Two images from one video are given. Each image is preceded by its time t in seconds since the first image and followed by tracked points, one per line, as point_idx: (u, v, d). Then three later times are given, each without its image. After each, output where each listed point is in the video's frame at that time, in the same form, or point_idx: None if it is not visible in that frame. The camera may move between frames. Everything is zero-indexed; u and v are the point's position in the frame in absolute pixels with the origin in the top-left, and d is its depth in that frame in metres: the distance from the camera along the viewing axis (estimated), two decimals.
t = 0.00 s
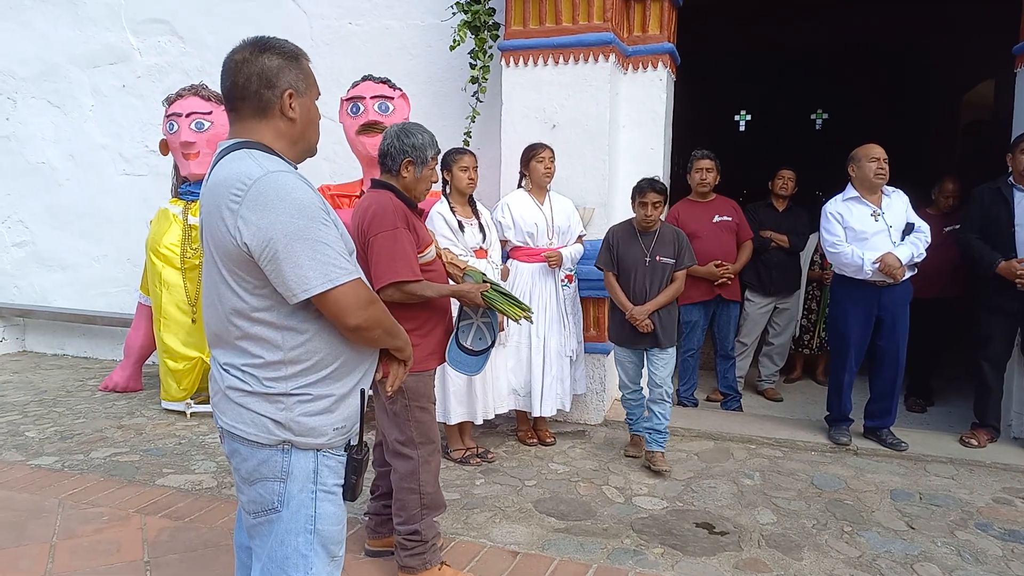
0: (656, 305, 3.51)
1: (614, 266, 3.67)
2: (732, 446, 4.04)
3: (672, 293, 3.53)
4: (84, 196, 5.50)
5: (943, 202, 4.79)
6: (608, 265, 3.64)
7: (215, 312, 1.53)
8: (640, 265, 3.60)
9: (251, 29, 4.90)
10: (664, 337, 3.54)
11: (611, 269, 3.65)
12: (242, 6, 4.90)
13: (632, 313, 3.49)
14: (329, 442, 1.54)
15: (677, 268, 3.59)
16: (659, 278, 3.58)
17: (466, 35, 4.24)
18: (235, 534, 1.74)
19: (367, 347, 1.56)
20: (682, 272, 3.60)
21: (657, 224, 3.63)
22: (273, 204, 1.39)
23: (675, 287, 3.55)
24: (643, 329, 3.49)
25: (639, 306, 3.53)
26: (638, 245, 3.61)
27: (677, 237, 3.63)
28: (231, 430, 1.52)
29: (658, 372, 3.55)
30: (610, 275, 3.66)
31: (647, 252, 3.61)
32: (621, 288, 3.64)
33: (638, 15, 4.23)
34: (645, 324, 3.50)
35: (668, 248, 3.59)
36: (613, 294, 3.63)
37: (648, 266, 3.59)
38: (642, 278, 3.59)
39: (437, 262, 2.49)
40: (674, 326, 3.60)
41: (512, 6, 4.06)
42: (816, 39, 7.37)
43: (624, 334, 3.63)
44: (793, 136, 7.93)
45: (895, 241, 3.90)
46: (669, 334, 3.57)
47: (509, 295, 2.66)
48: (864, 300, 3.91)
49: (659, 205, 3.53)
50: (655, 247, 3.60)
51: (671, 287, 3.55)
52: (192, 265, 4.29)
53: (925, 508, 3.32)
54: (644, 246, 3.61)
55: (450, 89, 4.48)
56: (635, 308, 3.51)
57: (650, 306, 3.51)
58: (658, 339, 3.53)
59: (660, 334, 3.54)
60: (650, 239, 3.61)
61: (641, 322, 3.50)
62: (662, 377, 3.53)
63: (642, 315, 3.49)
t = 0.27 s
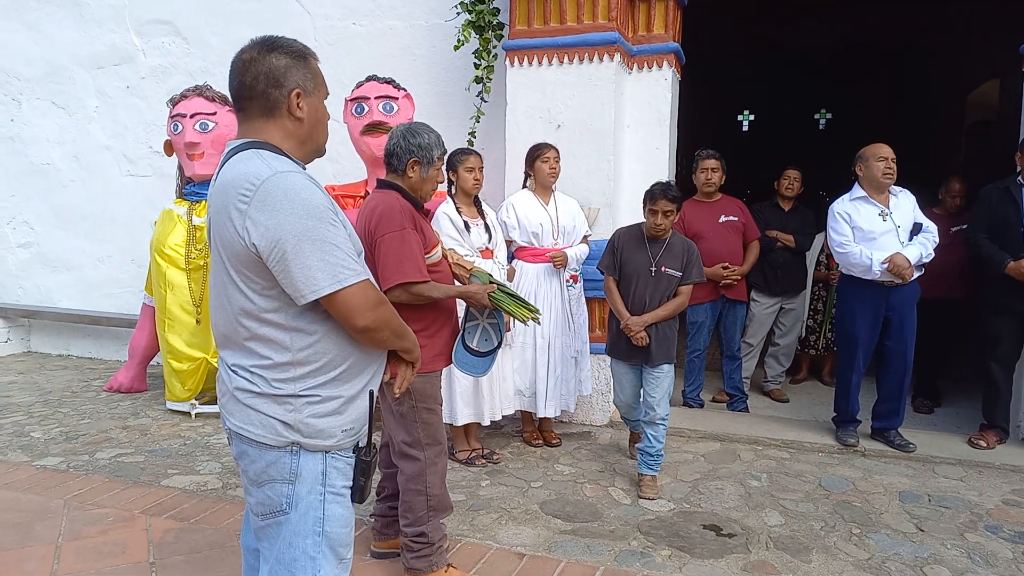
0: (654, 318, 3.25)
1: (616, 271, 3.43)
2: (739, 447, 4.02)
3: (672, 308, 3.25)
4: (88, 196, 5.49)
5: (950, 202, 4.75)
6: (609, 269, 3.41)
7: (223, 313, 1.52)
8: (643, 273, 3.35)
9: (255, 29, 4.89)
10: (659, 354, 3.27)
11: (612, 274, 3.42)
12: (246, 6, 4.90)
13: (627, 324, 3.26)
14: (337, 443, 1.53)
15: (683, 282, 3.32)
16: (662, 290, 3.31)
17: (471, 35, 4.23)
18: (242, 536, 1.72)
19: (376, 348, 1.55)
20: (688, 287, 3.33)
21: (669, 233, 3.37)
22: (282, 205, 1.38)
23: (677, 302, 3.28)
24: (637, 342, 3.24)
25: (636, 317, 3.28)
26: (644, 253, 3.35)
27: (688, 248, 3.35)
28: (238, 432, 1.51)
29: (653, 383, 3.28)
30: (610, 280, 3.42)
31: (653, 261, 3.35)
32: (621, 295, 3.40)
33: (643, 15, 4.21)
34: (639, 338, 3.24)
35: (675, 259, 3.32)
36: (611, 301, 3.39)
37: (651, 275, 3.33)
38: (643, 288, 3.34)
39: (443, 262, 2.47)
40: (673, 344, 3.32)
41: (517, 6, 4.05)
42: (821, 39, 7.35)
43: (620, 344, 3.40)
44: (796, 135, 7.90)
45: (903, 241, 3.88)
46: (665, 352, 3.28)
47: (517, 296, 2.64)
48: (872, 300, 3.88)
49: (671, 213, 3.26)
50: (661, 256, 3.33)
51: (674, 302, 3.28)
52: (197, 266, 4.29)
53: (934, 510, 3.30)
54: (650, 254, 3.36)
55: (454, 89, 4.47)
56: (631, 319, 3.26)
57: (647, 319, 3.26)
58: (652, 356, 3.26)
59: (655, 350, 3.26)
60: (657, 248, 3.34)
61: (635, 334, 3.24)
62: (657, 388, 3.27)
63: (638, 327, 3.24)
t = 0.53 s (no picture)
0: (659, 321, 3.08)
1: (614, 271, 3.22)
2: (743, 448, 4.01)
3: (677, 308, 3.10)
4: (91, 197, 5.50)
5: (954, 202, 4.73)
6: (606, 270, 3.21)
7: (227, 313, 1.52)
8: (644, 273, 3.17)
9: (258, 30, 4.90)
10: (665, 358, 3.12)
11: (610, 274, 3.22)
12: (249, 7, 4.90)
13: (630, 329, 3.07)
14: (341, 445, 1.53)
15: (685, 280, 3.16)
16: (665, 290, 3.15)
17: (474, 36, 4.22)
18: (247, 536, 1.72)
19: (379, 350, 1.54)
20: (690, 285, 3.18)
21: (667, 227, 3.20)
22: (285, 206, 1.38)
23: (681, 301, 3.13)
24: (642, 347, 3.06)
25: (640, 320, 3.09)
26: (643, 250, 3.17)
27: (688, 244, 3.19)
28: (243, 433, 1.51)
29: (658, 383, 3.17)
30: (609, 280, 3.22)
31: (652, 258, 3.17)
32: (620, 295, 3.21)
33: (646, 16, 4.21)
34: (644, 342, 3.07)
35: (676, 256, 3.16)
36: (610, 303, 3.19)
37: (652, 274, 3.16)
38: (645, 288, 3.15)
39: (445, 263, 2.47)
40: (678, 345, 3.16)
41: (520, 6, 4.04)
42: (824, 39, 7.33)
43: (616, 350, 3.18)
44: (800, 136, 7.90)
45: (907, 241, 3.87)
46: (670, 356, 3.14)
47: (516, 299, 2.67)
48: (876, 300, 3.87)
49: (669, 206, 3.10)
50: (662, 253, 3.16)
51: (677, 301, 3.13)
52: (200, 266, 4.29)
53: (939, 511, 3.29)
54: (650, 252, 3.17)
55: (457, 89, 4.47)
56: (634, 322, 3.07)
57: (652, 321, 3.08)
58: (658, 360, 3.10)
59: (661, 353, 3.11)
60: (657, 244, 3.17)
61: (640, 339, 3.06)
62: (663, 387, 3.16)
63: (642, 331, 3.06)
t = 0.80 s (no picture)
0: (657, 336, 2.85)
1: (601, 287, 2.92)
2: (749, 448, 4.00)
3: (673, 321, 2.89)
4: (98, 198, 5.52)
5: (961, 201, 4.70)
6: (592, 286, 2.90)
7: (232, 314, 1.52)
8: (633, 285, 2.91)
9: (263, 30, 4.90)
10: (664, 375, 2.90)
11: (597, 291, 2.91)
12: (254, 8, 4.91)
13: (629, 348, 2.81)
14: (346, 445, 1.53)
15: (676, 289, 2.94)
16: (657, 301, 2.92)
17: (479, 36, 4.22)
18: (253, 536, 1.72)
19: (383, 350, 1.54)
20: (680, 293, 2.96)
21: (648, 233, 2.94)
22: (288, 207, 1.38)
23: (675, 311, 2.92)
24: (643, 366, 2.82)
25: (636, 338, 2.84)
26: (630, 261, 2.90)
27: (673, 249, 2.96)
28: (248, 433, 1.51)
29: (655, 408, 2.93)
30: (596, 297, 2.92)
31: (640, 268, 2.91)
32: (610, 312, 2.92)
33: (651, 15, 4.20)
34: (644, 361, 2.82)
35: (665, 264, 2.93)
36: (601, 322, 2.89)
37: (642, 286, 2.91)
38: (637, 302, 2.90)
39: (446, 265, 2.47)
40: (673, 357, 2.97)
41: (525, 6, 4.04)
42: (829, 39, 7.31)
43: (608, 373, 2.90)
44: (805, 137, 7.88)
45: (912, 240, 3.85)
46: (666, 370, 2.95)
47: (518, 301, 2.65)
48: (881, 300, 3.85)
49: (652, 211, 2.85)
50: (650, 262, 2.91)
51: (672, 313, 2.91)
52: (206, 266, 4.29)
53: (946, 512, 3.27)
54: (637, 262, 2.91)
55: (462, 89, 4.47)
56: (632, 341, 2.82)
57: (649, 337, 2.84)
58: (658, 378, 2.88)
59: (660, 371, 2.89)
60: (642, 253, 2.91)
61: (640, 358, 2.82)
62: (661, 413, 2.93)
63: (641, 349, 2.81)
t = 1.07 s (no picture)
0: (648, 336, 2.62)
1: (587, 285, 2.73)
2: (753, 449, 3.99)
3: (666, 318, 2.64)
4: (105, 199, 5.55)
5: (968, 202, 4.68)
6: (576, 286, 2.72)
7: (236, 314, 1.53)
8: (620, 282, 2.70)
9: (268, 31, 4.92)
10: (659, 377, 2.66)
11: (583, 289, 2.72)
12: (260, 9, 4.93)
13: (617, 351, 2.61)
14: (349, 445, 1.53)
15: (669, 284, 2.70)
16: (647, 298, 2.69)
17: (484, 37, 4.23)
18: (258, 536, 1.73)
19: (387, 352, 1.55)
20: (674, 288, 2.71)
21: (636, 225, 2.73)
22: (292, 208, 1.39)
23: (668, 307, 2.67)
24: (634, 370, 2.61)
25: (625, 339, 2.63)
26: (616, 256, 2.70)
27: (663, 240, 2.73)
28: (252, 433, 1.52)
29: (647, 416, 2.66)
30: (582, 297, 2.73)
31: (627, 263, 2.70)
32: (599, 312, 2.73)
33: (656, 16, 4.20)
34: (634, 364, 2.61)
35: (655, 257, 2.69)
36: (588, 324, 2.70)
37: (630, 283, 2.68)
38: (625, 300, 2.69)
39: (446, 267, 2.49)
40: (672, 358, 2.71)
41: (530, 7, 4.04)
42: (835, 39, 7.30)
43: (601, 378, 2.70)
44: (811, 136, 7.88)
45: (917, 241, 3.84)
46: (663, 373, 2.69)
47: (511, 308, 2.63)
48: (886, 300, 3.84)
49: (636, 201, 2.66)
50: (637, 256, 2.69)
51: (664, 310, 2.67)
52: (212, 267, 4.31)
53: (952, 513, 3.26)
54: (623, 257, 2.70)
55: (467, 90, 4.48)
56: (621, 343, 2.61)
57: (640, 338, 2.62)
58: (653, 382, 2.64)
59: (655, 374, 2.65)
60: (629, 247, 2.69)
61: (630, 362, 2.61)
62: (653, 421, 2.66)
63: (631, 352, 2.61)
